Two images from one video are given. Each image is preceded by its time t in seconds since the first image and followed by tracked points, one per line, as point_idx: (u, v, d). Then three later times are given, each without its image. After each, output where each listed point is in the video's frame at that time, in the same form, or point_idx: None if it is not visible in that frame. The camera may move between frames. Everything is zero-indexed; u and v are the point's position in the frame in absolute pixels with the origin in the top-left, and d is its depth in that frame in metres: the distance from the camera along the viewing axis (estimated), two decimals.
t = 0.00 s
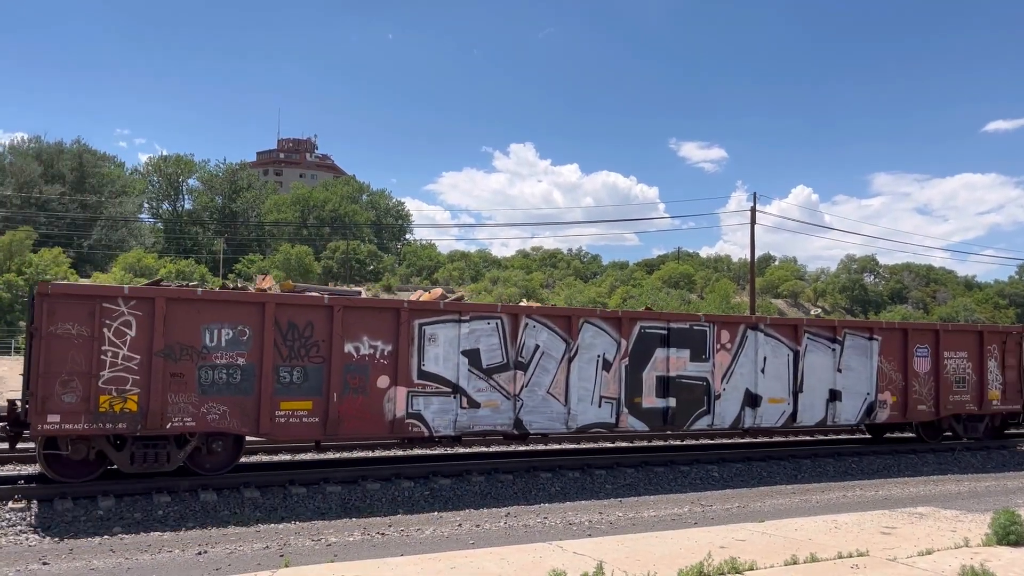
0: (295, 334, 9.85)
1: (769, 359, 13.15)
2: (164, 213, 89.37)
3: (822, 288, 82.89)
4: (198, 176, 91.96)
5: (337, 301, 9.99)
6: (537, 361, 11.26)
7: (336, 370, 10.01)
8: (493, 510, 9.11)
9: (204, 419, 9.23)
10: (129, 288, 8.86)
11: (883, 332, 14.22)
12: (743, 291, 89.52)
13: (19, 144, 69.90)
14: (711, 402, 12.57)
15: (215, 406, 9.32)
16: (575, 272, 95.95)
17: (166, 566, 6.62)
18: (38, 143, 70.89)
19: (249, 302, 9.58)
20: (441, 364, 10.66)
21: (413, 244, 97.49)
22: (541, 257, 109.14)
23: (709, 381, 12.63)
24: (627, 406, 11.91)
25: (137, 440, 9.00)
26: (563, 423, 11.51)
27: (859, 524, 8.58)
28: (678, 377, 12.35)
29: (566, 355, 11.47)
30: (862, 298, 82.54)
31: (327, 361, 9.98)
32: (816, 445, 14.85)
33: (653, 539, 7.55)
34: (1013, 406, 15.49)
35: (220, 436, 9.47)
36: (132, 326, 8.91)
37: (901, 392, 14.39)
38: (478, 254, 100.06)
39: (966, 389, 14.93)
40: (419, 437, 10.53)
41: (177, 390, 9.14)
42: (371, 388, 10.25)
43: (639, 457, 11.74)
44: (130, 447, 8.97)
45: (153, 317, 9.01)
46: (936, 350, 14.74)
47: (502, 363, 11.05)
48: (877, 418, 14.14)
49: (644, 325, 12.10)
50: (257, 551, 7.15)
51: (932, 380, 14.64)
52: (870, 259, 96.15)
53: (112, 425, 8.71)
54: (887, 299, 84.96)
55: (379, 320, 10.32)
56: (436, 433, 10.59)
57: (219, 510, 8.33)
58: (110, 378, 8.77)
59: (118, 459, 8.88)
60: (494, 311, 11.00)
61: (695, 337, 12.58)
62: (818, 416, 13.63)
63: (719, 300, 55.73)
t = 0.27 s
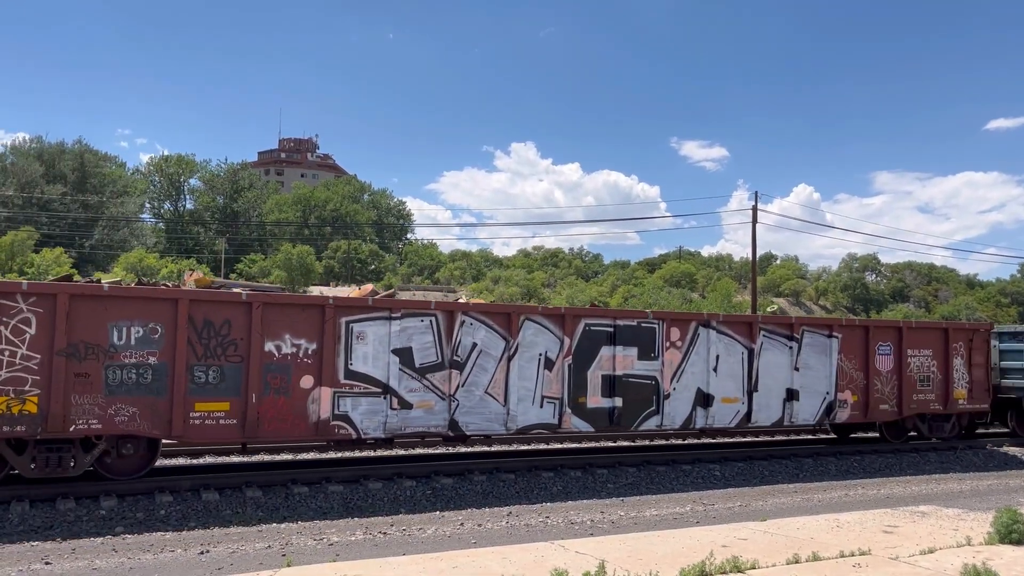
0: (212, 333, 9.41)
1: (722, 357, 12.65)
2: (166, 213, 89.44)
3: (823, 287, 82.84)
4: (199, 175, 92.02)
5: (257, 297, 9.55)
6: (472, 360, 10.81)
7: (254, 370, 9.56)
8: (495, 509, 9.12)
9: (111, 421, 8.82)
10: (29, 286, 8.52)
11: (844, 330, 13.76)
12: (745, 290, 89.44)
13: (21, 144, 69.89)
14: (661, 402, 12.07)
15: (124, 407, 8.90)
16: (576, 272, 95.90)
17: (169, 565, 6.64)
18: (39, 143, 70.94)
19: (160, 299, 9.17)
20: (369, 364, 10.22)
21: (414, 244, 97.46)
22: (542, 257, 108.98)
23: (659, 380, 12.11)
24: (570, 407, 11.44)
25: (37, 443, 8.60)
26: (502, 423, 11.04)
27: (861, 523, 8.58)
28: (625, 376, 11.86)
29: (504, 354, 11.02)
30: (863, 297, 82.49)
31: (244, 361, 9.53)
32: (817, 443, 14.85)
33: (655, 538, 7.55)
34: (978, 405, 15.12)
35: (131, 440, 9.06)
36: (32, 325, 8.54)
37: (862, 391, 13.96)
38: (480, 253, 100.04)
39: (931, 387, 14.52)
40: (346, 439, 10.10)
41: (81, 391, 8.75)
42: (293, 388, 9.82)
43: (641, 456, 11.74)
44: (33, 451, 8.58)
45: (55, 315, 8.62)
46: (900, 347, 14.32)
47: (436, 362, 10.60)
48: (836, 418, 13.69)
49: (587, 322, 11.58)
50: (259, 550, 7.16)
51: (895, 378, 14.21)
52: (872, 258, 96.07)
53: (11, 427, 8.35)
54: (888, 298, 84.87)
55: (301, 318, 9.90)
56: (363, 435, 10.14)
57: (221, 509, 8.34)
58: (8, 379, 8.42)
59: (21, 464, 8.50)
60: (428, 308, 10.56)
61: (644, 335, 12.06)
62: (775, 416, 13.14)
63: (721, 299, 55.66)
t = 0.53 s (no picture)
0: (122, 331, 9.02)
1: (672, 356, 12.31)
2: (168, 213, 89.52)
3: (825, 286, 82.72)
4: (200, 175, 92.09)
5: (167, 294, 9.16)
6: (402, 359, 10.45)
7: (167, 370, 9.17)
8: (497, 509, 9.12)
9: (8, 423, 8.42)
10: None
11: (799, 327, 13.49)
12: (747, 289, 89.33)
13: (23, 144, 70.04)
14: (606, 402, 11.73)
15: (23, 409, 8.51)
16: (578, 271, 95.85)
17: (171, 565, 6.65)
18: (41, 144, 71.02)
19: (64, 296, 8.76)
20: (292, 363, 9.85)
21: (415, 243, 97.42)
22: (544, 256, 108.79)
23: (603, 379, 11.77)
24: (510, 407, 11.12)
25: None
26: (435, 425, 10.69)
27: (863, 521, 8.57)
28: (568, 376, 11.52)
29: (437, 353, 10.67)
30: (865, 295, 82.39)
31: (156, 360, 9.14)
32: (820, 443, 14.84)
33: (657, 537, 7.56)
34: (943, 404, 14.79)
35: (33, 443, 8.66)
36: None
37: (820, 390, 13.66)
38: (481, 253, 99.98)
39: (893, 386, 14.21)
40: (266, 441, 9.72)
41: None
42: (208, 388, 9.43)
43: (642, 455, 11.74)
44: None
45: None
46: (859, 345, 14.02)
47: (365, 361, 10.26)
48: (793, 418, 13.36)
49: (527, 320, 11.25)
50: (261, 549, 7.17)
51: (854, 377, 13.91)
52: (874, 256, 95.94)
53: None
54: (890, 297, 84.72)
55: (217, 315, 9.50)
56: (284, 438, 9.76)
57: (223, 508, 8.35)
58: None
59: None
60: (356, 305, 10.20)
61: (589, 332, 11.73)
62: (726, 416, 12.79)
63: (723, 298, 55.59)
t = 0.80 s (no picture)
0: (19, 329, 8.46)
1: (618, 353, 11.82)
2: (169, 212, 89.57)
3: (826, 284, 82.64)
4: (202, 174, 92.15)
5: (70, 289, 8.61)
6: (327, 358, 9.97)
7: (69, 370, 8.62)
8: (498, 507, 9.12)
9: None
10: None
11: (755, 324, 12.98)
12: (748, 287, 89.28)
13: (24, 143, 70.16)
14: (547, 401, 11.25)
15: None
16: (579, 269, 95.78)
17: (173, 564, 6.66)
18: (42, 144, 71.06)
19: None
20: (207, 362, 9.34)
21: (416, 242, 97.35)
22: (546, 254, 108.63)
23: (545, 378, 11.28)
24: (443, 407, 10.62)
25: None
26: (364, 426, 10.23)
27: (865, 520, 8.57)
28: (507, 375, 11.03)
29: (365, 351, 10.21)
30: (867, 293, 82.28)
31: (56, 359, 8.58)
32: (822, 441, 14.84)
33: (658, 535, 7.56)
34: (905, 404, 14.37)
35: None
36: None
37: (776, 389, 13.19)
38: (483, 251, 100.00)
39: (852, 384, 13.78)
40: (178, 444, 9.20)
41: None
42: (115, 388, 8.88)
43: (643, 454, 11.73)
44: None
45: None
46: (818, 342, 13.54)
47: (286, 359, 9.77)
48: (747, 417, 12.91)
49: (463, 316, 10.76)
50: (262, 549, 7.17)
51: (812, 375, 13.45)
52: (876, 254, 95.81)
53: None
54: (892, 295, 84.61)
55: (125, 311, 8.95)
56: (197, 440, 9.24)
57: (224, 508, 8.36)
58: None
59: None
60: (277, 301, 9.71)
61: (530, 329, 11.25)
62: (676, 416, 12.33)
63: (724, 296, 55.54)
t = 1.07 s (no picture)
0: None
1: (560, 351, 11.43)
2: (171, 211, 89.58)
3: (828, 282, 82.57)
4: (203, 173, 92.17)
5: None
6: (244, 356, 9.58)
7: None
8: (500, 506, 9.12)
9: None
10: None
11: (706, 320, 12.59)
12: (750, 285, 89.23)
13: (26, 143, 70.27)
14: (483, 401, 10.85)
15: None
16: (580, 268, 95.77)
17: (175, 562, 6.67)
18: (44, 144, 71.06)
19: None
20: (115, 361, 8.94)
21: (417, 241, 97.33)
22: (547, 253, 108.62)
23: (481, 377, 10.88)
24: (371, 407, 10.23)
25: None
26: (284, 427, 9.81)
27: (867, 517, 8.57)
28: (441, 373, 10.64)
29: (286, 349, 9.80)
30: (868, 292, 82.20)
31: None
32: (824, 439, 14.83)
33: (660, 533, 7.58)
34: (865, 403, 14.02)
35: None
36: None
37: (729, 387, 12.81)
38: (484, 250, 100.01)
39: (809, 383, 13.43)
40: (83, 447, 8.78)
41: None
42: (12, 388, 8.48)
43: (645, 452, 11.74)
44: None
45: None
46: (773, 339, 13.17)
47: (200, 357, 9.37)
48: (698, 417, 12.53)
49: (393, 313, 10.37)
50: (264, 547, 7.18)
51: (767, 373, 13.08)
52: (877, 252, 95.69)
53: None
54: (894, 293, 84.51)
55: (24, 307, 8.55)
56: (104, 442, 8.83)
57: (226, 506, 8.37)
58: None
59: None
60: (189, 297, 9.32)
61: (465, 326, 10.86)
62: (622, 416, 11.93)
63: (726, 295, 55.53)
